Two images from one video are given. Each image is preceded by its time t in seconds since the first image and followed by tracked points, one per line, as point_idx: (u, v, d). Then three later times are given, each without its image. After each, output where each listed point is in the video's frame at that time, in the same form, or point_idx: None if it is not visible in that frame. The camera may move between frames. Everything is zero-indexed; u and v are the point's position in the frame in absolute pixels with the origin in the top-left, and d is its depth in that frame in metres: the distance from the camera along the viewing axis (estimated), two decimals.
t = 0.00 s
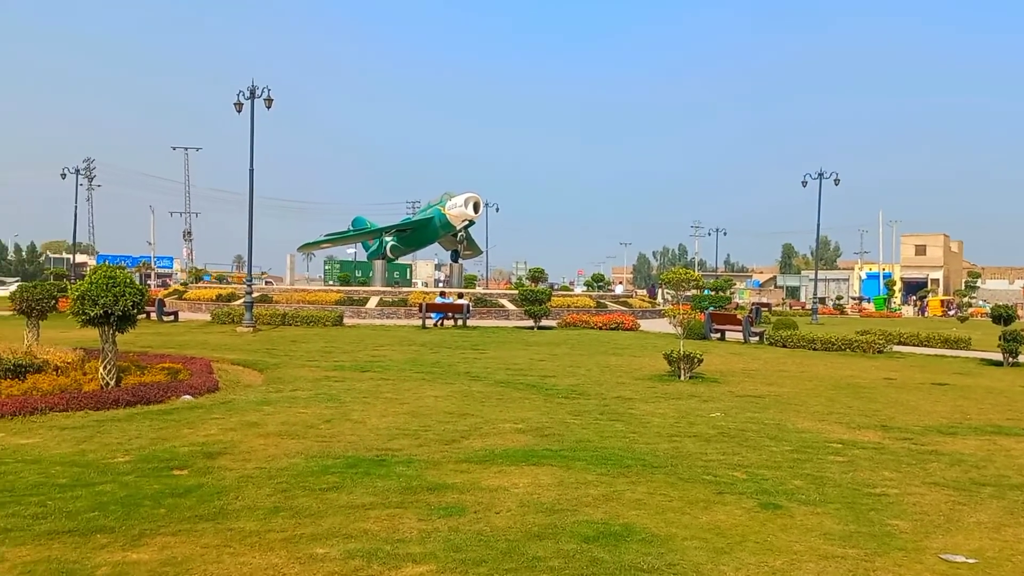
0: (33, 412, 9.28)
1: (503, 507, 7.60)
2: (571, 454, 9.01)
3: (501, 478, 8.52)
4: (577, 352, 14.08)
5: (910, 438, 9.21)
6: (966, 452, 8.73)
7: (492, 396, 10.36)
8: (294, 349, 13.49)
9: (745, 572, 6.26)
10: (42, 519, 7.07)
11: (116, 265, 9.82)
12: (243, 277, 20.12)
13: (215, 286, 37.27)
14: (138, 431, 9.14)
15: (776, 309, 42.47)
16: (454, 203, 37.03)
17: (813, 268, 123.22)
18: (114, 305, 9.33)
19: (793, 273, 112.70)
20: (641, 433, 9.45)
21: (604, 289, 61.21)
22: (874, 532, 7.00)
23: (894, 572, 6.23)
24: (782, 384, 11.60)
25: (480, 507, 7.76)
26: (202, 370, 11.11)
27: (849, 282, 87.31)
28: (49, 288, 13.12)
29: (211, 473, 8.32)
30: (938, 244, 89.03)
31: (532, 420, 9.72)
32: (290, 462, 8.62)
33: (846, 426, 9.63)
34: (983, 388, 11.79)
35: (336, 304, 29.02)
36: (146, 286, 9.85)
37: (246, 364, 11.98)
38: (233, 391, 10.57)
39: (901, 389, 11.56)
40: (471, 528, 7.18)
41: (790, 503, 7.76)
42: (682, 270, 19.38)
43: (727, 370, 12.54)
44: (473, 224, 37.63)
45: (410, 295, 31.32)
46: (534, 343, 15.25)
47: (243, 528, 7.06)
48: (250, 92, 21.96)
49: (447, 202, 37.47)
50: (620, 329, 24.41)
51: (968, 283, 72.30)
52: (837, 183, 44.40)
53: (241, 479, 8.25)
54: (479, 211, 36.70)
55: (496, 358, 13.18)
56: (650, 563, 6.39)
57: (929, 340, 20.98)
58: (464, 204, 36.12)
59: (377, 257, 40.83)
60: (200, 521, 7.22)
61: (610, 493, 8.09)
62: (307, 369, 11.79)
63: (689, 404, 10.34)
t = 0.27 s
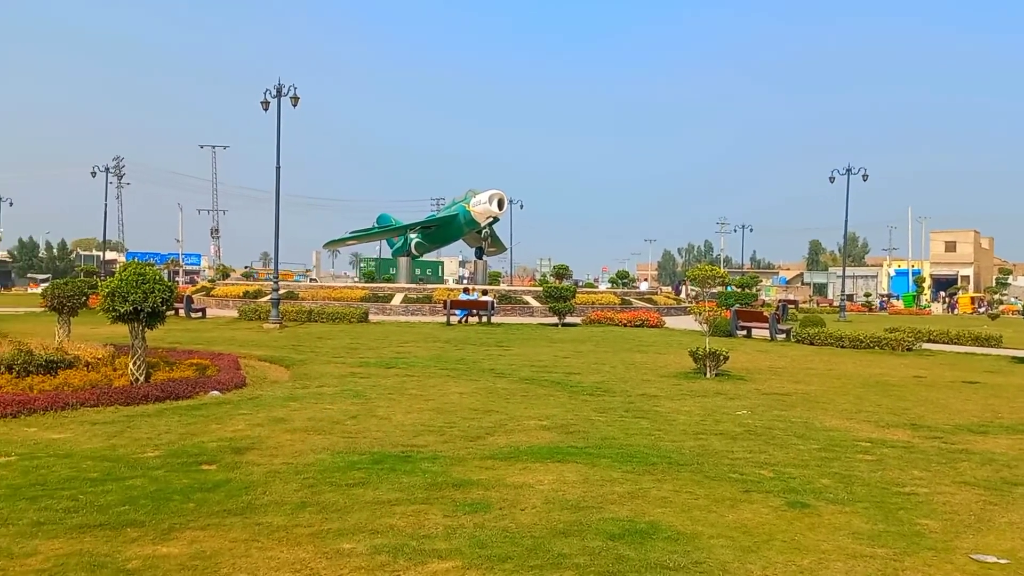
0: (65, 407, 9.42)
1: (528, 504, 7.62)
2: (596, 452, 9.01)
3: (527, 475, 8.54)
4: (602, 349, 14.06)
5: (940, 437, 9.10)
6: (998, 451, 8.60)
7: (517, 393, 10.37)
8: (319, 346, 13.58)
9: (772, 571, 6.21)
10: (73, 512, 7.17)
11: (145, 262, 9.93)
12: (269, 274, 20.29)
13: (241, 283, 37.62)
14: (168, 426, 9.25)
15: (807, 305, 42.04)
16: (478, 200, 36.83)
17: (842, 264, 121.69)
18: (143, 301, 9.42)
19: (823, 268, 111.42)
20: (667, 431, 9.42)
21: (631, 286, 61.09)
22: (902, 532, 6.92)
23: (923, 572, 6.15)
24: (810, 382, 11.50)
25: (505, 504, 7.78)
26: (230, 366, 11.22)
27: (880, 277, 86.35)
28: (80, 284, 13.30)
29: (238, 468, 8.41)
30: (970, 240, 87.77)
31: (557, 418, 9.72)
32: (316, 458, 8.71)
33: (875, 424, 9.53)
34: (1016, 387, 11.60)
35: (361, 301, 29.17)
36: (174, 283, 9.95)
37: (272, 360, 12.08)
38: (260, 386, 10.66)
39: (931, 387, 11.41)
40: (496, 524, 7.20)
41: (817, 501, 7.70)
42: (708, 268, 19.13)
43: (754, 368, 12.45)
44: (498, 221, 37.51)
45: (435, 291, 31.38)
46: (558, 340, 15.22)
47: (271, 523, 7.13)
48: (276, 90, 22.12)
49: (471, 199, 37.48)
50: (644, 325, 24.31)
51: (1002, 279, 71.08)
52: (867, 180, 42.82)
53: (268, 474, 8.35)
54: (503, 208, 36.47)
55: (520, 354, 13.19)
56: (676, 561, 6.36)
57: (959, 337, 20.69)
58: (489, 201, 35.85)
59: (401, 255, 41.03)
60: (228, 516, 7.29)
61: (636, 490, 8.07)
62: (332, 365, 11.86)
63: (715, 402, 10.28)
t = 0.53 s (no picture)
0: (73, 411, 8.93)
1: (560, 515, 7.06)
2: (633, 461, 8.41)
3: (558, 485, 7.96)
4: (638, 351, 13.43)
5: (1006, 447, 8.39)
6: None
7: (547, 397, 9.78)
8: (339, 347, 13.05)
9: None
10: (81, 520, 6.75)
11: (157, 258, 9.38)
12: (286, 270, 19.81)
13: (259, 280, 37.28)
14: (180, 430, 8.75)
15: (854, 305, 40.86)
16: (506, 192, 35.85)
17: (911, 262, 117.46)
18: (154, 299, 8.89)
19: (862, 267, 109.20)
20: (709, 439, 8.80)
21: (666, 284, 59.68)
22: (965, 548, 6.26)
23: None
24: (862, 387, 10.81)
25: (536, 515, 7.21)
26: (245, 368, 10.69)
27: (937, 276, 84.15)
28: (89, 281, 12.88)
29: (255, 475, 7.98)
30: None
31: (591, 424, 9.13)
32: (336, 465, 8.24)
33: (933, 433, 8.84)
34: None
35: (381, 300, 28.70)
36: (187, 280, 9.40)
37: (288, 362, 11.57)
38: (277, 389, 10.14)
39: (994, 393, 10.65)
40: (526, 537, 6.62)
41: (872, 515, 7.04)
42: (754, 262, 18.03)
43: (801, 372, 11.77)
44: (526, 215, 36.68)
45: (460, 289, 30.79)
46: (590, 342, 14.60)
47: (289, 534, 6.66)
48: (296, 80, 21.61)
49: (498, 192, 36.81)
50: (684, 326, 23.58)
51: None
52: (925, 168, 40.43)
53: (286, 482, 7.92)
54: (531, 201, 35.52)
55: (551, 356, 12.59)
56: None
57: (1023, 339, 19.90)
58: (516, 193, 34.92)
59: (426, 248, 40.62)
60: (244, 526, 6.84)
61: (676, 502, 7.47)
62: (352, 367, 11.32)
63: (760, 408, 9.65)
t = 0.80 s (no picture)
0: (82, 416, 8.45)
1: (595, 531, 6.51)
2: (673, 473, 7.80)
3: (593, 499, 7.39)
4: (677, 355, 12.83)
5: None
6: None
7: (581, 405, 9.20)
8: (359, 350, 12.52)
9: None
10: (91, 531, 6.53)
11: (168, 255, 8.84)
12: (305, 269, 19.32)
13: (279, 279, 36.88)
14: (193, 437, 8.25)
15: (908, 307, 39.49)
16: (536, 185, 35.32)
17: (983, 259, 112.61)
18: (166, 300, 8.37)
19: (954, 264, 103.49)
20: (756, 450, 8.19)
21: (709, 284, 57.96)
22: None
23: None
24: (923, 397, 10.15)
25: (570, 532, 6.65)
26: (260, 372, 10.18)
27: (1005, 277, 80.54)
28: (97, 280, 12.45)
29: (271, 486, 7.54)
30: None
31: (628, 434, 8.55)
32: (357, 476, 7.75)
33: (1001, 446, 8.17)
34: None
35: (404, 301, 28.21)
36: (200, 278, 8.86)
37: (305, 366, 11.06)
38: (294, 395, 9.63)
39: None
40: (559, 554, 6.12)
41: (935, 534, 6.42)
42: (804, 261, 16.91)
43: (855, 380, 11.11)
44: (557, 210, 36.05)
45: (487, 289, 30.12)
46: (626, 346, 13.96)
47: (307, 548, 6.32)
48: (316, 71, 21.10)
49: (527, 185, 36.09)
50: (728, 329, 22.83)
51: None
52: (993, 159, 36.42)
53: (304, 493, 7.46)
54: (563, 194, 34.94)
55: (585, 361, 12.02)
56: None
57: None
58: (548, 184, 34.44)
59: (452, 246, 39.98)
60: (260, 538, 6.54)
61: (720, 518, 6.87)
62: (373, 372, 10.78)
63: (812, 418, 9.03)
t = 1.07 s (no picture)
0: (99, 420, 8.17)
1: (632, 543, 6.16)
2: (713, 483, 7.42)
3: (629, 509, 7.02)
4: (717, 360, 12.46)
5: None
6: None
7: (616, 411, 8.84)
8: (384, 353, 12.21)
9: None
10: (110, 538, 6.32)
11: (188, 254, 8.55)
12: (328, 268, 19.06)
13: (301, 279, 36.71)
14: (213, 443, 7.96)
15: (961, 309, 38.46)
16: (569, 180, 34.42)
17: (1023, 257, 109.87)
18: (186, 300, 8.07)
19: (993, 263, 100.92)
20: (800, 459, 7.81)
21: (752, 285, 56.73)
22: None
23: None
24: (977, 405, 9.73)
25: (604, 544, 6.30)
26: (282, 376, 9.88)
27: None
28: (115, 280, 12.20)
29: (294, 493, 7.24)
30: None
31: (665, 441, 8.18)
32: (382, 484, 7.44)
33: None
34: None
35: (430, 301, 27.89)
36: (221, 279, 8.55)
37: (329, 370, 10.76)
38: (317, 400, 9.33)
39: None
40: (594, 568, 5.80)
41: (995, 550, 6.02)
42: (851, 260, 16.40)
43: (905, 387, 10.68)
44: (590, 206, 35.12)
45: (516, 289, 29.62)
46: (662, 349, 13.56)
47: (332, 558, 6.03)
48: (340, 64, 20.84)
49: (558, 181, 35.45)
50: (769, 331, 22.37)
51: None
52: None
53: (328, 502, 7.16)
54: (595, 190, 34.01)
55: (619, 365, 11.66)
56: None
57: None
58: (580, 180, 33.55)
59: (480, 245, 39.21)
60: (283, 547, 6.26)
61: (764, 531, 6.49)
62: (399, 376, 10.46)
63: (859, 426, 8.63)
